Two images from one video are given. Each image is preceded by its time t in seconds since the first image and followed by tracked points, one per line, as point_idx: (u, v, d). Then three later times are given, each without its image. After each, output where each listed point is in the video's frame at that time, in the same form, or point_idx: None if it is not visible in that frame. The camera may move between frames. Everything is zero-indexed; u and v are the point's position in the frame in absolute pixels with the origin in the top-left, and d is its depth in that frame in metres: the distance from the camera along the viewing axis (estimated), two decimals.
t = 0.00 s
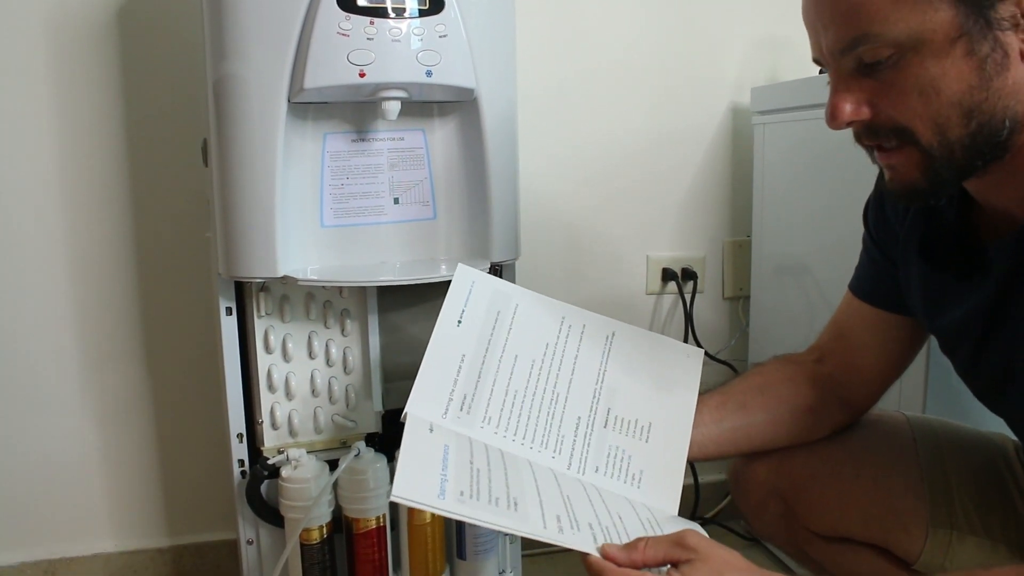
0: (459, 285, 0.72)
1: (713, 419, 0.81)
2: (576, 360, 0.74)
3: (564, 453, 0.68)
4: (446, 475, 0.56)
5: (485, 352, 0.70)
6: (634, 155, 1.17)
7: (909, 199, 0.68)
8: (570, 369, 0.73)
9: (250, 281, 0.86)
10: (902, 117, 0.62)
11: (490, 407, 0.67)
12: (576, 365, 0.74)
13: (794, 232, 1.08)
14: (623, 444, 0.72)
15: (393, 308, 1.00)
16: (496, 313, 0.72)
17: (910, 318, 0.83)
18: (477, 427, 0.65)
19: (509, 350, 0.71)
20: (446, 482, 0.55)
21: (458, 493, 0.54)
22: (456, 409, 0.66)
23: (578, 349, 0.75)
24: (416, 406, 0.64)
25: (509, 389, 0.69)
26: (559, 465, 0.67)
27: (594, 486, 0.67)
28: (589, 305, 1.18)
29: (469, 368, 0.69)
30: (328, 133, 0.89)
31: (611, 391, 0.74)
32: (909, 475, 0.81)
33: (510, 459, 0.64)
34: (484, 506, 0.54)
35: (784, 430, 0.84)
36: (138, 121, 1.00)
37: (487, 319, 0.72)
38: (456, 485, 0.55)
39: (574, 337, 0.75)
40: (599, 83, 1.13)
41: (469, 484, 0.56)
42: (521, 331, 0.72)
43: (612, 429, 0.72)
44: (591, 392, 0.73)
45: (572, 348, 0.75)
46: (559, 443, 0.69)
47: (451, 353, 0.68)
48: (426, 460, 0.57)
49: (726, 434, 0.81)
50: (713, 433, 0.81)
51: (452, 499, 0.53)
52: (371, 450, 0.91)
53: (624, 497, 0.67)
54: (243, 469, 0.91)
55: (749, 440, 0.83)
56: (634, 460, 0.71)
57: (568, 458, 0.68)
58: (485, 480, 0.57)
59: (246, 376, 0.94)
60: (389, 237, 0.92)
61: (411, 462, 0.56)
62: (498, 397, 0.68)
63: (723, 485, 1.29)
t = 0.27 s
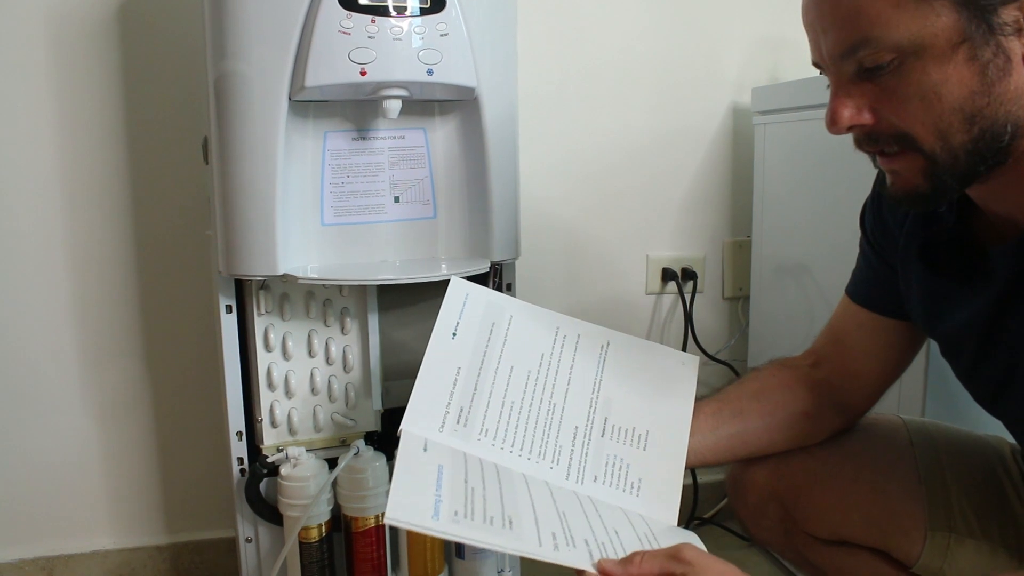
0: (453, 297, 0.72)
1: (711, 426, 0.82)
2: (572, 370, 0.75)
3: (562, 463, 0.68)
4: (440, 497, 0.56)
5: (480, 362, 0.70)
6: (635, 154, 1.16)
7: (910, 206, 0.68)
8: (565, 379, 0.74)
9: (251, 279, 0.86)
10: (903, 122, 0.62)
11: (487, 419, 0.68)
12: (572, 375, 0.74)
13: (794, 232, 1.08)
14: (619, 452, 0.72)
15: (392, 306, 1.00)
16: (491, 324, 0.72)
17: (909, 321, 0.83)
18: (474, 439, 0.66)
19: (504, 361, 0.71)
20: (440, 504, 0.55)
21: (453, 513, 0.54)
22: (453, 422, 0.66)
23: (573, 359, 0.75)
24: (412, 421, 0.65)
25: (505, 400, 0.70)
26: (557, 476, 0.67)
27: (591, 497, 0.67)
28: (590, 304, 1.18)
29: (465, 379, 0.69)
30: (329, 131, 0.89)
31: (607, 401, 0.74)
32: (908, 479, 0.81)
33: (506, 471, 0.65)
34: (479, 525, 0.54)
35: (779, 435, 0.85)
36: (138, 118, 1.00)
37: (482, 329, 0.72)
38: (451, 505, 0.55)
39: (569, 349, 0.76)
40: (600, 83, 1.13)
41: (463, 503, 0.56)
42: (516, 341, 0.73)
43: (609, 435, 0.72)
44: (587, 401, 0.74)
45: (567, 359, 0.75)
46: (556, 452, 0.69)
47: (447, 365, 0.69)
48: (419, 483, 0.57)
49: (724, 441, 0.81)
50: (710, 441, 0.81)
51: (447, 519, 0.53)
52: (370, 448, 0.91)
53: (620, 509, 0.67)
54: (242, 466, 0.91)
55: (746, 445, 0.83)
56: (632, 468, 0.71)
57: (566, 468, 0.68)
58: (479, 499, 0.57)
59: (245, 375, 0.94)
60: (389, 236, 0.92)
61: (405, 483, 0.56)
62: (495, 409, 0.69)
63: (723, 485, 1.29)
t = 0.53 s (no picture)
0: (456, 290, 0.72)
1: (711, 428, 0.82)
2: (573, 367, 0.75)
3: (560, 461, 0.69)
4: (445, 495, 0.56)
5: (482, 358, 0.70)
6: (634, 157, 1.17)
7: (905, 207, 0.68)
8: (566, 377, 0.74)
9: (251, 282, 0.86)
10: (897, 125, 0.62)
11: (487, 414, 0.68)
12: (573, 373, 0.74)
13: (794, 235, 1.09)
14: (618, 454, 0.72)
15: (392, 309, 1.00)
16: (494, 319, 0.72)
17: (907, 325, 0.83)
18: (473, 434, 0.66)
19: (506, 357, 0.71)
20: (444, 503, 0.55)
21: (456, 513, 0.54)
22: (454, 415, 0.67)
23: (575, 356, 0.75)
24: (413, 412, 0.65)
25: (506, 397, 0.70)
26: (555, 473, 0.68)
27: (589, 497, 0.68)
28: (590, 307, 1.18)
29: (467, 373, 0.69)
30: (330, 134, 0.89)
31: (607, 401, 0.75)
32: (907, 483, 0.81)
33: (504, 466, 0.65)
34: (482, 528, 0.54)
35: (778, 438, 0.85)
36: (139, 121, 1.00)
37: (485, 324, 0.72)
38: (454, 504, 0.55)
39: (571, 345, 0.76)
40: (601, 86, 1.13)
41: (467, 502, 0.56)
42: (518, 338, 0.73)
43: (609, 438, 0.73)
44: (587, 400, 0.74)
45: (569, 356, 0.75)
46: (555, 451, 0.70)
47: (449, 359, 0.69)
48: (426, 478, 0.57)
49: (723, 441, 0.82)
50: (711, 441, 0.81)
51: (450, 520, 0.53)
52: (370, 451, 0.92)
53: (617, 509, 0.68)
54: (242, 469, 0.91)
55: (746, 447, 0.83)
56: (628, 471, 0.72)
57: (564, 466, 0.69)
58: (481, 499, 0.58)
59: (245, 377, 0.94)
60: (389, 238, 0.92)
61: (411, 478, 0.56)
62: (496, 404, 0.69)
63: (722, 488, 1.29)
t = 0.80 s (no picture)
0: (454, 295, 0.72)
1: (708, 433, 0.82)
2: (570, 373, 0.75)
3: (556, 467, 0.69)
4: (436, 502, 0.56)
5: (479, 363, 0.70)
6: (633, 161, 1.17)
7: (898, 211, 0.68)
8: (564, 383, 0.74)
9: (250, 285, 0.86)
10: (892, 129, 0.62)
11: (483, 420, 0.68)
12: (570, 378, 0.75)
13: (792, 239, 1.09)
14: (616, 460, 0.73)
15: (391, 312, 1.00)
16: (491, 324, 0.73)
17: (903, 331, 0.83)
18: (470, 439, 0.66)
19: (503, 363, 0.71)
20: (434, 510, 0.55)
21: (446, 520, 0.54)
22: (450, 420, 0.67)
23: (572, 362, 0.76)
24: (409, 418, 0.65)
25: (503, 402, 0.70)
26: (551, 480, 0.68)
27: (584, 503, 0.68)
28: (588, 311, 1.18)
29: (464, 378, 0.69)
30: (328, 137, 0.89)
31: (604, 406, 0.75)
32: (904, 487, 0.81)
33: (500, 472, 0.65)
34: (472, 535, 0.54)
35: (776, 442, 0.85)
36: (138, 124, 1.00)
37: (482, 328, 0.72)
38: (445, 510, 0.55)
39: (568, 351, 0.76)
40: (599, 89, 1.14)
41: (458, 508, 0.56)
42: (516, 343, 0.73)
43: (607, 443, 0.73)
44: (585, 406, 0.74)
45: (566, 362, 0.75)
46: (551, 457, 0.70)
47: (446, 364, 0.69)
48: (416, 485, 0.57)
49: (722, 446, 0.82)
50: (710, 445, 0.81)
51: (440, 527, 0.53)
52: (368, 454, 0.92)
53: (612, 515, 0.68)
54: (240, 473, 0.91)
55: (745, 451, 0.83)
56: (625, 476, 0.72)
57: (560, 472, 0.69)
58: (472, 504, 0.58)
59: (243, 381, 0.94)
60: (387, 242, 0.92)
61: (401, 485, 0.56)
62: (492, 409, 0.69)
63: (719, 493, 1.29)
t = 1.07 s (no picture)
0: (465, 292, 0.72)
1: (705, 438, 0.82)
2: (576, 378, 0.75)
3: (555, 473, 0.70)
4: (438, 504, 0.57)
5: (486, 363, 0.71)
6: (625, 168, 1.17)
7: (894, 213, 0.68)
8: (569, 387, 0.74)
9: (242, 292, 0.86)
10: (888, 131, 0.63)
11: (486, 421, 0.68)
12: (575, 384, 0.75)
13: (783, 247, 1.09)
14: (615, 469, 0.73)
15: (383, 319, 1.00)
16: (500, 324, 0.73)
17: (896, 335, 0.84)
18: (471, 439, 0.67)
19: (511, 365, 0.72)
20: (436, 511, 0.56)
21: (447, 523, 0.55)
22: (453, 420, 0.67)
23: (578, 367, 0.76)
24: (412, 413, 0.65)
25: (507, 404, 0.70)
26: (549, 485, 0.69)
27: (578, 513, 0.68)
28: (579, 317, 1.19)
29: (470, 377, 0.69)
30: (320, 145, 0.89)
31: (607, 413, 0.75)
32: (898, 491, 0.81)
33: (497, 476, 0.66)
34: (471, 540, 0.55)
35: (769, 447, 0.85)
36: (130, 131, 1.00)
37: (491, 328, 0.72)
38: (445, 513, 0.56)
39: (575, 356, 0.76)
40: (591, 96, 1.14)
41: (457, 510, 0.57)
42: (525, 346, 0.73)
43: (604, 451, 0.73)
44: (587, 413, 0.74)
45: (572, 367, 0.76)
46: (551, 462, 0.70)
47: (453, 360, 0.69)
48: (419, 486, 0.58)
49: (716, 451, 0.82)
50: (706, 449, 0.81)
51: (441, 528, 0.55)
52: (360, 462, 0.92)
53: (604, 527, 0.68)
54: (232, 480, 0.91)
55: (740, 456, 0.84)
56: (623, 486, 0.72)
57: (559, 478, 0.70)
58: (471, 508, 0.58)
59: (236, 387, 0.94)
60: (379, 250, 0.92)
61: (406, 484, 0.58)
62: (495, 411, 0.69)
63: (711, 499, 1.29)
